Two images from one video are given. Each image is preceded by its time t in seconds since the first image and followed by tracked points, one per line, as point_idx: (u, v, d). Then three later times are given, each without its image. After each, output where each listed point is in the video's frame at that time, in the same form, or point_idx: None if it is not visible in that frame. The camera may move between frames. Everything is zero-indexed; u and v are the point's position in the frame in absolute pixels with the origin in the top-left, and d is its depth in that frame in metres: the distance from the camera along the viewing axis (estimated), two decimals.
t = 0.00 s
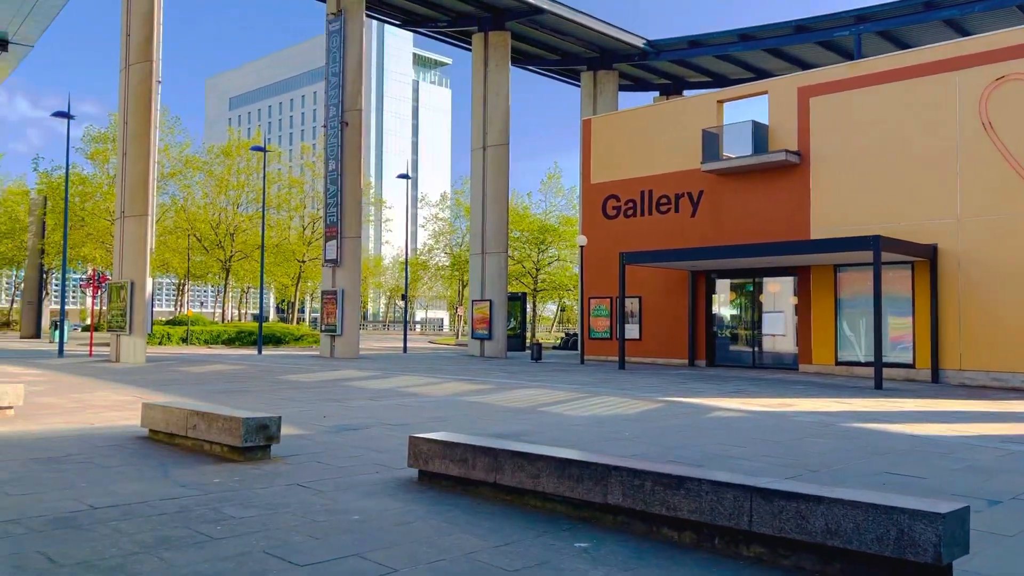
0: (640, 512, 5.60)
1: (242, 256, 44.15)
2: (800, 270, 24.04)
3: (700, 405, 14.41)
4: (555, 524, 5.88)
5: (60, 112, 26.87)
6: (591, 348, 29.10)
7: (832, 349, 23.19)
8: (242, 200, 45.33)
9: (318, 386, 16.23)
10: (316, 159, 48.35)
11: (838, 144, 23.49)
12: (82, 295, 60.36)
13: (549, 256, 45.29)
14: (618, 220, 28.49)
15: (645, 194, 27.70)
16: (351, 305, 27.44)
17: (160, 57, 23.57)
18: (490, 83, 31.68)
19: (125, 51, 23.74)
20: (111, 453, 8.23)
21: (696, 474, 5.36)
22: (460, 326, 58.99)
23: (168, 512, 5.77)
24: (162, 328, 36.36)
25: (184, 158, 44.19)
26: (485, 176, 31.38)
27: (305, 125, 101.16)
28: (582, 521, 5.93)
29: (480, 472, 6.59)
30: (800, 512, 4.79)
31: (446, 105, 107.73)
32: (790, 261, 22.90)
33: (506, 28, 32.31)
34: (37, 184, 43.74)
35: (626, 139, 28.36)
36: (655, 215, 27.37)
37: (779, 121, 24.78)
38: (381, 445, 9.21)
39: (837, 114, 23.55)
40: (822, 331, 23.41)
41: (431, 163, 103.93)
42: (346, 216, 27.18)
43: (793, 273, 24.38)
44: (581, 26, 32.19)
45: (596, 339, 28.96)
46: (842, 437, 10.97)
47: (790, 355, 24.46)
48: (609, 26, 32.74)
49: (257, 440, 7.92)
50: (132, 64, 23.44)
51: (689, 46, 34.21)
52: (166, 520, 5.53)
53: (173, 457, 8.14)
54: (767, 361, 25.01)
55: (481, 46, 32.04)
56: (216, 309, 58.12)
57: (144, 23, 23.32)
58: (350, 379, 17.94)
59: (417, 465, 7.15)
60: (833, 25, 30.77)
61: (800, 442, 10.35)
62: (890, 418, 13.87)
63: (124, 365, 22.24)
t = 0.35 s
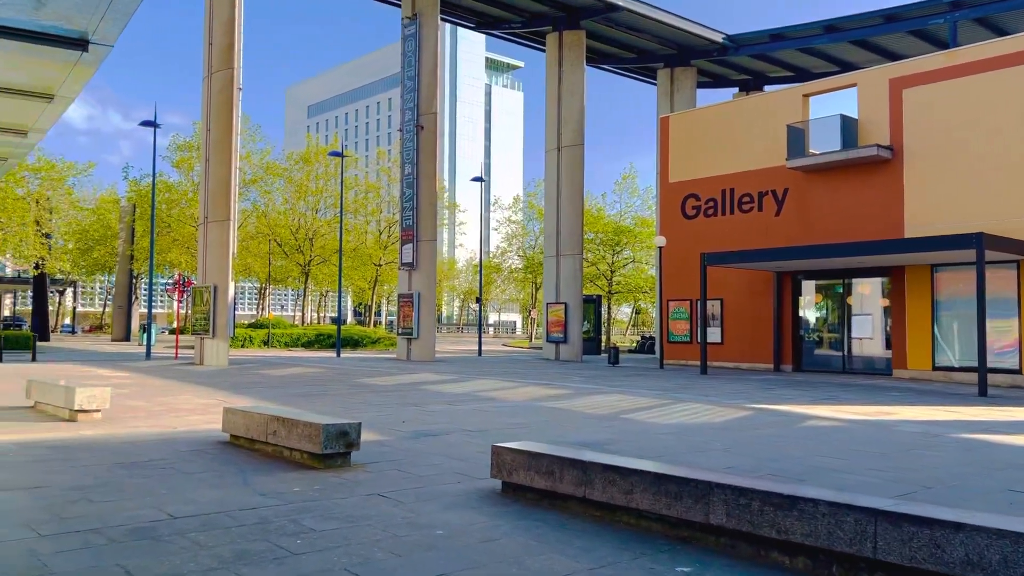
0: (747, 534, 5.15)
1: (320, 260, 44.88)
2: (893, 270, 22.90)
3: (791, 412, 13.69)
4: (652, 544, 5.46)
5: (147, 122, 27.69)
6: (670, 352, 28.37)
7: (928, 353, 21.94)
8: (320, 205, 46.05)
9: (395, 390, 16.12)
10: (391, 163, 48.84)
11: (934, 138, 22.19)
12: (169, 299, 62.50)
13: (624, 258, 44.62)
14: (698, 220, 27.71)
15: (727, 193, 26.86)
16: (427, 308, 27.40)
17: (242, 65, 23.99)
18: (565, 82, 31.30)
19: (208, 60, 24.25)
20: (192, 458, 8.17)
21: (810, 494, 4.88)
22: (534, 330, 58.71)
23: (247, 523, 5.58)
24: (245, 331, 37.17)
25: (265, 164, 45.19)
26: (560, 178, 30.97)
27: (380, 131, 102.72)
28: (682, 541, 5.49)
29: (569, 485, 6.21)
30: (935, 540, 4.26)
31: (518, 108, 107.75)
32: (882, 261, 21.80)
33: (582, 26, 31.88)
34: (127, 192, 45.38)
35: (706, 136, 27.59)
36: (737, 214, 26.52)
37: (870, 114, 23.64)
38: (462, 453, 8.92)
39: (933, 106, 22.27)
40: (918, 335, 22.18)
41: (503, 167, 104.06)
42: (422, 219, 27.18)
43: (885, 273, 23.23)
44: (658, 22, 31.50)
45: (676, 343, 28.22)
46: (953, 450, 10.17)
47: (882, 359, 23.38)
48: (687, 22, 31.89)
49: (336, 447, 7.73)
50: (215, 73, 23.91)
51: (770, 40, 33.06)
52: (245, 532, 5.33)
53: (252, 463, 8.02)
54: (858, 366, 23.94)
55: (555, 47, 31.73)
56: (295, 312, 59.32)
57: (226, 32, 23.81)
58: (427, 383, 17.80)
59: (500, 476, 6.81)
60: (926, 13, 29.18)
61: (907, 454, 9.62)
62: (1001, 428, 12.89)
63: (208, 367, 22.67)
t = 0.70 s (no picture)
0: (851, 559, 4.67)
1: (384, 265, 45.16)
2: (978, 272, 21.78)
3: (875, 422, 12.94)
4: (742, 567, 5.00)
5: (216, 130, 28.12)
6: (739, 357, 27.53)
7: (1017, 360, 20.74)
8: (384, 211, 46.32)
9: (458, 395, 15.87)
10: (452, 168, 48.93)
11: (1017, 134, 21.05)
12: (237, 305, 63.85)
13: (689, 261, 43.76)
14: (768, 222, 26.86)
15: (798, 193, 25.96)
16: (489, 312, 27.10)
17: (305, 70, 24.12)
18: (628, 82, 30.73)
19: (273, 67, 24.48)
20: (255, 465, 8.00)
21: (925, 517, 4.38)
22: (596, 334, 58.08)
23: (310, 536, 5.32)
24: (310, 334, 37.53)
25: (329, 171, 45.70)
26: (623, 179, 30.37)
27: (441, 137, 103.42)
28: (777, 566, 5.02)
29: (647, 501, 5.80)
30: None
31: (579, 112, 107.13)
32: (967, 262, 20.70)
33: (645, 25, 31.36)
34: (197, 200, 46.38)
35: (776, 134, 26.73)
36: (809, 215, 25.61)
37: (951, 109, 22.50)
38: (529, 462, 8.56)
39: (1016, 100, 21.13)
40: (1006, 340, 20.99)
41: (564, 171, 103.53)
42: (484, 223, 26.91)
43: (969, 275, 22.11)
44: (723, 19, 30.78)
45: (745, 348, 27.38)
46: None
47: (964, 366, 22.17)
48: (755, 18, 31.02)
49: (402, 455, 7.46)
50: (280, 78, 24.11)
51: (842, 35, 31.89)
52: (308, 546, 5.07)
53: (316, 470, 7.81)
54: (939, 373, 22.69)
55: (618, 47, 31.24)
56: (358, 316, 59.87)
57: (290, 38, 24.00)
58: (491, 388, 17.52)
59: (573, 489, 6.44)
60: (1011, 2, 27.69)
61: (1010, 469, 8.90)
62: None
63: (274, 372, 22.84)
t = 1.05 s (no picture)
0: None
1: (430, 270, 45.14)
2: None
3: (949, 432, 12.25)
4: None
5: (265, 135, 28.28)
6: (795, 363, 26.73)
7: None
8: (430, 215, 46.31)
9: (508, 400, 15.55)
10: (499, 173, 48.78)
11: None
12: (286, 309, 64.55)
13: (740, 265, 42.90)
14: (825, 223, 26.06)
15: (857, 193, 25.13)
16: (537, 317, 26.72)
17: (353, 73, 24.09)
18: (679, 82, 30.13)
19: (321, 70, 24.49)
20: (304, 472, 7.76)
21: None
22: (643, 339, 57.38)
23: (362, 550, 5.02)
24: (358, 339, 37.61)
25: (376, 176, 45.88)
26: (673, 181, 29.77)
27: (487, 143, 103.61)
28: None
29: (722, 518, 5.40)
30: None
31: (625, 115, 106.28)
32: None
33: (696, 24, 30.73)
34: (247, 206, 46.91)
35: (834, 133, 25.93)
36: (869, 216, 24.76)
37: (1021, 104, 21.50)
38: (587, 471, 8.18)
39: None
40: None
41: (610, 174, 102.73)
42: (532, 226, 26.56)
43: None
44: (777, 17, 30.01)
45: (801, 354, 26.59)
46: None
47: None
48: (810, 15, 30.15)
49: (455, 463, 7.14)
50: (328, 82, 24.08)
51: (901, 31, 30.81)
52: (360, 561, 4.77)
53: (367, 478, 7.55)
54: (1006, 381, 21.55)
55: (668, 47, 30.64)
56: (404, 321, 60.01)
57: (338, 41, 23.98)
58: (541, 393, 17.16)
59: (637, 502, 6.05)
60: None
61: None
62: None
63: (323, 376, 22.81)
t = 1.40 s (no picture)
0: None
1: (461, 276, 44.86)
2: None
3: (1010, 447, 11.62)
4: None
5: (297, 141, 28.21)
6: (836, 371, 26.01)
7: None
8: (461, 221, 46.08)
9: (544, 409, 15.16)
10: (530, 178, 48.40)
11: None
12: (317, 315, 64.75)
13: (777, 271, 42.16)
14: (867, 228, 25.36)
15: (901, 197, 24.40)
16: (570, 323, 26.26)
17: (386, 77, 23.91)
18: (715, 84, 29.60)
19: (354, 75, 24.36)
20: (337, 484, 7.45)
21: None
22: (675, 346, 56.62)
23: (399, 573, 4.68)
24: (389, 345, 37.42)
25: (407, 182, 45.79)
26: (709, 185, 29.23)
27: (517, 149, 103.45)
28: None
29: (786, 543, 4.97)
30: None
31: (656, 121, 105.48)
32: None
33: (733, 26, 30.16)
34: (279, 212, 47.05)
35: (877, 135, 25.23)
36: (913, 221, 24.02)
37: None
38: (633, 486, 7.77)
39: None
40: None
41: (641, 180, 101.93)
42: (565, 232, 26.14)
43: None
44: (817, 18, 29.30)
45: (843, 362, 25.86)
46: None
47: None
48: (850, 16, 29.42)
49: (495, 478, 6.78)
50: (362, 86, 23.94)
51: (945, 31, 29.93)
52: None
53: (402, 492, 7.20)
54: None
55: (704, 50, 30.09)
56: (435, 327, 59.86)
57: (371, 45, 23.82)
58: (577, 402, 16.74)
59: (693, 523, 5.63)
60: None
61: None
62: None
63: (355, 383, 22.58)
